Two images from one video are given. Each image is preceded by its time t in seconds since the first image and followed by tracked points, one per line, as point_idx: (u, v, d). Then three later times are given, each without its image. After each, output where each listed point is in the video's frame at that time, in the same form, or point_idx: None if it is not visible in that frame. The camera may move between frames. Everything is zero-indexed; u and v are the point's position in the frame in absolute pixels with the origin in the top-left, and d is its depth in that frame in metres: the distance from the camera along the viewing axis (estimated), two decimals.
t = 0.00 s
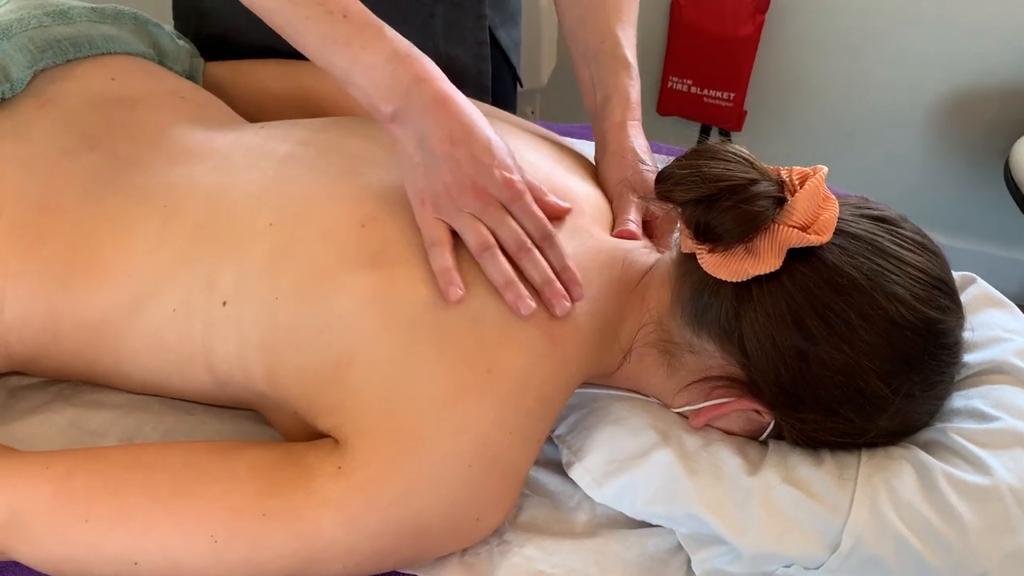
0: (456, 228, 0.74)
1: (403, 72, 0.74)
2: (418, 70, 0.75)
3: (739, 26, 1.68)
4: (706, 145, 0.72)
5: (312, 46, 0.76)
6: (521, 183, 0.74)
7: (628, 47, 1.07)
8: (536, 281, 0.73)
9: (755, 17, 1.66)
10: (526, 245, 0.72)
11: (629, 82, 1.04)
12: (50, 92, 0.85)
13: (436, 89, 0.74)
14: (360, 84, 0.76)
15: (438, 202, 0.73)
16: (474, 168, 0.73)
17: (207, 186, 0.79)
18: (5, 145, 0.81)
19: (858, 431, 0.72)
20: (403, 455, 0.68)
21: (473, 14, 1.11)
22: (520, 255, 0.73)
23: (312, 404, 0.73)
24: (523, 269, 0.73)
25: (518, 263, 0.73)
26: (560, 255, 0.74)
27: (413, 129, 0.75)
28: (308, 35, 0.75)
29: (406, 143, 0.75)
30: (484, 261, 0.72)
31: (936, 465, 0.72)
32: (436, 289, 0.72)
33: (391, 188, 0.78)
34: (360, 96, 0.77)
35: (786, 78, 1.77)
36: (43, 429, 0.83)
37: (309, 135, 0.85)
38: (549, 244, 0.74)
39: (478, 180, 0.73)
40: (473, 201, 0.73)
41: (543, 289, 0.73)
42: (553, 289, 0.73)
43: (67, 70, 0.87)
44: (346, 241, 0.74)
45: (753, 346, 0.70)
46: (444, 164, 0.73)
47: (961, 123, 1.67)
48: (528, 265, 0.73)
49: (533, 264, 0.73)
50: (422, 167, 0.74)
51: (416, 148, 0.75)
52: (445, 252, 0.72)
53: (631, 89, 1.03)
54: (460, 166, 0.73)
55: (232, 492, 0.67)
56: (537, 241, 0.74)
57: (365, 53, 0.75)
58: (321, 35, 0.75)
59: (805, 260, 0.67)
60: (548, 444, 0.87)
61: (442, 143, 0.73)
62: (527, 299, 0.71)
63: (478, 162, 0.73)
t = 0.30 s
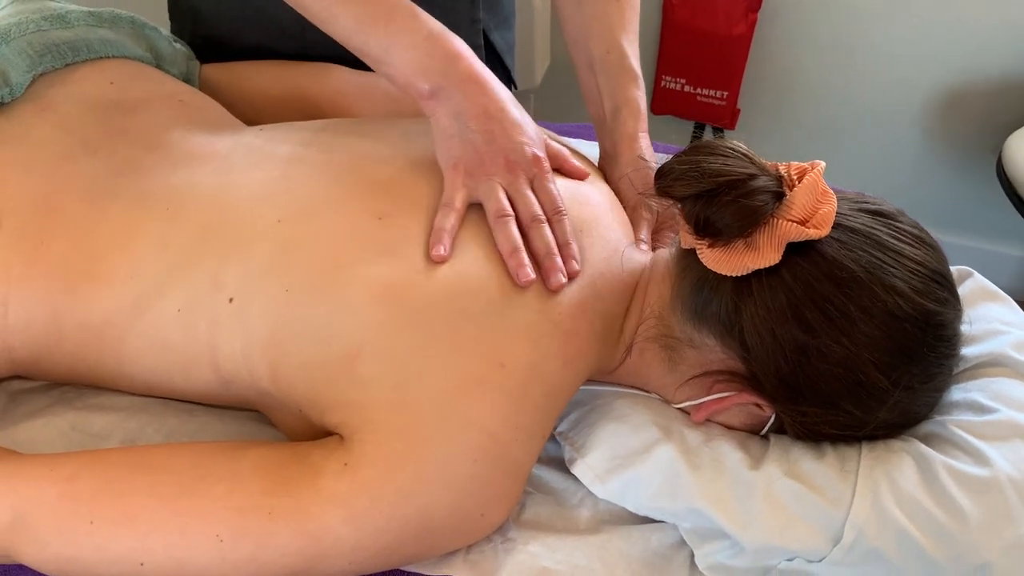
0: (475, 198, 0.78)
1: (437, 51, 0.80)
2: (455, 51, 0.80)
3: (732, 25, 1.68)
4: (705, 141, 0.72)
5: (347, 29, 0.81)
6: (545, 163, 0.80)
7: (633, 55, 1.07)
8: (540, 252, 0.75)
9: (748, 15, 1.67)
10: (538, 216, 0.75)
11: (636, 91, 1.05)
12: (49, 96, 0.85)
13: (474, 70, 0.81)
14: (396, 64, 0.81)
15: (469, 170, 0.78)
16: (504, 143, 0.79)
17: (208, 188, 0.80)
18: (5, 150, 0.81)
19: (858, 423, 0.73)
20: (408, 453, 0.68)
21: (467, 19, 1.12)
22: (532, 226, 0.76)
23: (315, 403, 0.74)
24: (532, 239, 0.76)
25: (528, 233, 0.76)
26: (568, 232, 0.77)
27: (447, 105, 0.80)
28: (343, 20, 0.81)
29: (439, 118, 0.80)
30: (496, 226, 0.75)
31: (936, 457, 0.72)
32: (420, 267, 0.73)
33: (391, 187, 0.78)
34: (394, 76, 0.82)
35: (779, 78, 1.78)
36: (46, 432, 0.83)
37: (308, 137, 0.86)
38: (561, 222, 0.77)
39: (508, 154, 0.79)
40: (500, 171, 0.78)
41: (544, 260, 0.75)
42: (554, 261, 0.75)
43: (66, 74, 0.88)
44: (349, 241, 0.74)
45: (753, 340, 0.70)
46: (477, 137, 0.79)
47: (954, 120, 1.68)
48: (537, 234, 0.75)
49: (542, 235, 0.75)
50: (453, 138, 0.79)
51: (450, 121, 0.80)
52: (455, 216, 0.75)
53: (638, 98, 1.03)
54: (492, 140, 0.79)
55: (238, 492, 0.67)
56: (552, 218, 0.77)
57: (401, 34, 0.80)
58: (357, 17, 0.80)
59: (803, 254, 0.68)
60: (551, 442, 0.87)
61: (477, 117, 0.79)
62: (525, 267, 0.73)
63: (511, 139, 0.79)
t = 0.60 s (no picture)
0: (525, 224, 0.79)
1: (506, 81, 0.83)
2: (524, 83, 0.83)
3: (725, 24, 1.69)
4: (699, 137, 0.72)
5: (418, 49, 0.82)
6: (597, 196, 0.81)
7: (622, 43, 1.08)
8: (573, 283, 0.76)
9: (741, 14, 1.68)
10: (579, 247, 0.76)
11: (625, 79, 1.05)
12: (46, 99, 0.85)
13: (540, 104, 0.84)
14: (465, 88, 0.83)
15: (526, 196, 0.79)
16: (561, 175, 0.81)
17: (207, 190, 0.80)
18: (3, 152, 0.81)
19: (855, 416, 0.73)
20: (408, 450, 0.69)
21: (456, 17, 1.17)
22: (571, 256, 0.77)
23: (315, 402, 0.74)
24: (568, 270, 0.76)
25: (565, 262, 0.77)
26: (603, 266, 0.78)
27: (512, 133, 0.82)
28: (417, 40, 0.81)
29: (500, 145, 0.82)
30: (538, 254, 0.76)
31: (932, 449, 0.73)
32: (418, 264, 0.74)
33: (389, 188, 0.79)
34: (459, 98, 0.84)
35: (773, 78, 1.79)
36: (45, 434, 0.83)
37: (308, 140, 0.86)
38: (600, 257, 0.78)
39: (565, 184, 0.81)
40: (555, 199, 0.80)
41: (574, 292, 0.76)
42: (583, 295, 0.76)
43: (63, 77, 0.88)
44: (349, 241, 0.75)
45: (750, 334, 0.71)
46: (536, 166, 0.81)
47: (947, 118, 1.69)
48: (574, 264, 0.76)
49: (578, 267, 0.76)
50: (514, 165, 0.81)
51: (513, 148, 0.82)
52: (503, 237, 0.76)
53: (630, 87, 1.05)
54: (552, 169, 0.81)
55: (239, 490, 0.67)
56: (592, 250, 0.78)
57: (475, 61, 0.82)
58: (432, 40, 0.81)
59: (799, 248, 0.69)
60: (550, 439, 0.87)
61: (539, 146, 0.82)
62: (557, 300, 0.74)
63: (568, 171, 0.82)
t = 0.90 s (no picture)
0: (537, 249, 0.77)
1: (523, 102, 0.78)
2: (540, 105, 0.79)
3: (717, 24, 1.68)
4: (693, 135, 0.73)
5: (434, 62, 0.77)
6: (610, 222, 0.79)
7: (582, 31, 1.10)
8: (580, 315, 0.76)
9: (732, 14, 1.67)
10: (590, 279, 0.76)
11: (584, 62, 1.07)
12: (41, 100, 0.85)
13: (557, 125, 0.80)
14: (481, 107, 0.78)
15: (538, 221, 0.77)
16: (575, 200, 0.78)
17: (204, 190, 0.80)
18: None
19: (848, 410, 0.74)
20: (405, 448, 0.69)
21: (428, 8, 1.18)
22: (580, 286, 0.76)
23: (312, 400, 0.74)
24: (576, 300, 0.76)
25: (575, 293, 0.76)
26: (609, 297, 0.78)
27: (526, 156, 0.79)
28: (434, 53, 0.77)
29: (514, 169, 0.79)
30: (550, 284, 0.75)
31: (924, 443, 0.73)
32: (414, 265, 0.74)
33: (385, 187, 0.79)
34: (473, 116, 0.79)
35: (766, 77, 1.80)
36: (41, 433, 0.83)
37: (304, 142, 0.86)
38: (605, 287, 0.78)
39: (579, 210, 0.78)
40: (568, 226, 0.78)
41: (580, 326, 0.75)
42: (587, 330, 0.76)
43: (57, 78, 0.88)
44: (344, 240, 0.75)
45: (744, 330, 0.71)
46: (551, 190, 0.78)
47: (938, 116, 1.71)
48: (583, 296, 0.76)
49: (587, 298, 0.76)
50: (527, 188, 0.78)
51: (527, 172, 0.78)
52: (515, 265, 0.74)
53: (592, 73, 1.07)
54: (565, 194, 0.78)
55: (236, 488, 0.68)
56: (600, 278, 0.78)
57: (493, 80, 0.77)
58: (451, 53, 0.76)
59: (792, 244, 0.69)
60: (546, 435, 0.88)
61: (553, 170, 0.78)
62: (566, 337, 0.74)
63: (582, 196, 0.79)
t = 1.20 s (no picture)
0: (539, 280, 0.76)
1: (527, 126, 0.73)
2: (545, 129, 0.74)
3: (710, 24, 1.69)
4: (689, 135, 0.74)
5: (435, 80, 0.72)
6: (614, 253, 0.77)
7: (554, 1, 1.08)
8: (580, 353, 0.76)
9: (726, 14, 1.67)
10: (592, 320, 0.75)
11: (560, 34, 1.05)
12: (36, 101, 0.85)
13: (562, 149, 0.74)
14: (482, 130, 0.73)
15: (540, 252, 0.75)
16: (579, 232, 0.75)
17: (200, 192, 0.80)
18: None
19: (843, 408, 0.75)
20: (402, 447, 0.69)
21: None
22: (581, 324, 0.76)
23: (310, 400, 0.75)
24: (576, 338, 0.76)
25: (576, 331, 0.76)
26: (609, 332, 0.78)
27: (528, 182, 0.74)
28: (436, 71, 0.71)
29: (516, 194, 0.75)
30: (551, 325, 0.75)
31: (919, 440, 0.74)
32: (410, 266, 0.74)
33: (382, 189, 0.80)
34: (475, 139, 0.74)
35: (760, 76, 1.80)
36: (37, 434, 0.83)
37: (299, 143, 0.86)
38: (606, 322, 0.77)
39: (582, 242, 0.75)
40: (570, 257, 0.75)
41: (579, 365, 0.76)
42: (586, 369, 0.76)
43: (53, 79, 0.88)
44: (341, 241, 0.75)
45: (740, 328, 0.72)
46: (553, 221, 0.74)
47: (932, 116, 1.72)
48: (582, 336, 0.76)
49: (587, 337, 0.76)
50: (528, 216, 0.75)
51: (529, 201, 0.74)
52: (515, 308, 0.74)
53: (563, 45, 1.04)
54: (569, 225, 0.75)
55: (234, 488, 0.68)
56: (602, 312, 0.77)
57: (496, 102, 0.72)
58: (453, 72, 0.71)
59: (787, 244, 0.70)
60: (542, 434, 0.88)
61: (556, 198, 0.74)
62: (564, 381, 0.75)
63: (587, 227, 0.75)
